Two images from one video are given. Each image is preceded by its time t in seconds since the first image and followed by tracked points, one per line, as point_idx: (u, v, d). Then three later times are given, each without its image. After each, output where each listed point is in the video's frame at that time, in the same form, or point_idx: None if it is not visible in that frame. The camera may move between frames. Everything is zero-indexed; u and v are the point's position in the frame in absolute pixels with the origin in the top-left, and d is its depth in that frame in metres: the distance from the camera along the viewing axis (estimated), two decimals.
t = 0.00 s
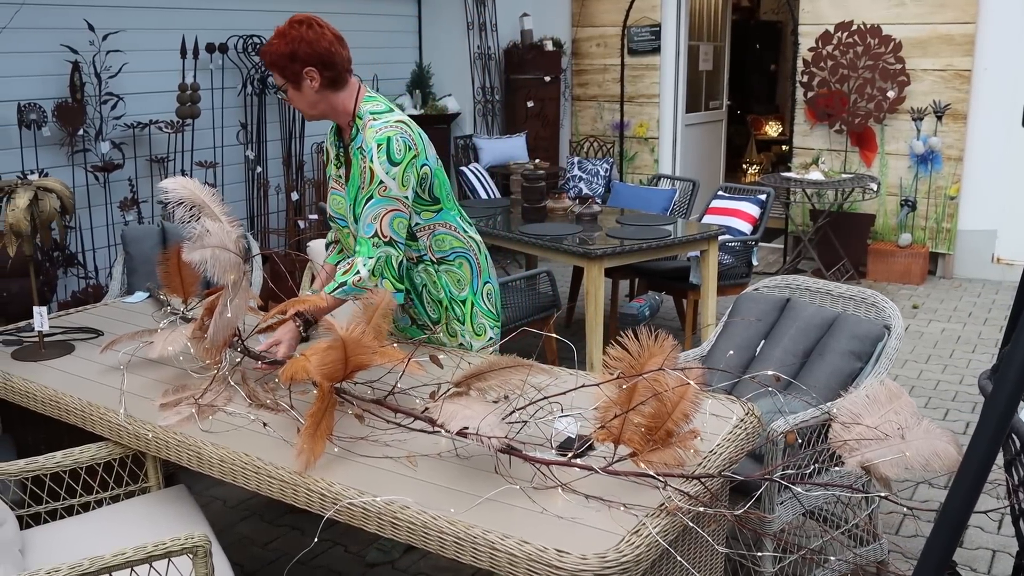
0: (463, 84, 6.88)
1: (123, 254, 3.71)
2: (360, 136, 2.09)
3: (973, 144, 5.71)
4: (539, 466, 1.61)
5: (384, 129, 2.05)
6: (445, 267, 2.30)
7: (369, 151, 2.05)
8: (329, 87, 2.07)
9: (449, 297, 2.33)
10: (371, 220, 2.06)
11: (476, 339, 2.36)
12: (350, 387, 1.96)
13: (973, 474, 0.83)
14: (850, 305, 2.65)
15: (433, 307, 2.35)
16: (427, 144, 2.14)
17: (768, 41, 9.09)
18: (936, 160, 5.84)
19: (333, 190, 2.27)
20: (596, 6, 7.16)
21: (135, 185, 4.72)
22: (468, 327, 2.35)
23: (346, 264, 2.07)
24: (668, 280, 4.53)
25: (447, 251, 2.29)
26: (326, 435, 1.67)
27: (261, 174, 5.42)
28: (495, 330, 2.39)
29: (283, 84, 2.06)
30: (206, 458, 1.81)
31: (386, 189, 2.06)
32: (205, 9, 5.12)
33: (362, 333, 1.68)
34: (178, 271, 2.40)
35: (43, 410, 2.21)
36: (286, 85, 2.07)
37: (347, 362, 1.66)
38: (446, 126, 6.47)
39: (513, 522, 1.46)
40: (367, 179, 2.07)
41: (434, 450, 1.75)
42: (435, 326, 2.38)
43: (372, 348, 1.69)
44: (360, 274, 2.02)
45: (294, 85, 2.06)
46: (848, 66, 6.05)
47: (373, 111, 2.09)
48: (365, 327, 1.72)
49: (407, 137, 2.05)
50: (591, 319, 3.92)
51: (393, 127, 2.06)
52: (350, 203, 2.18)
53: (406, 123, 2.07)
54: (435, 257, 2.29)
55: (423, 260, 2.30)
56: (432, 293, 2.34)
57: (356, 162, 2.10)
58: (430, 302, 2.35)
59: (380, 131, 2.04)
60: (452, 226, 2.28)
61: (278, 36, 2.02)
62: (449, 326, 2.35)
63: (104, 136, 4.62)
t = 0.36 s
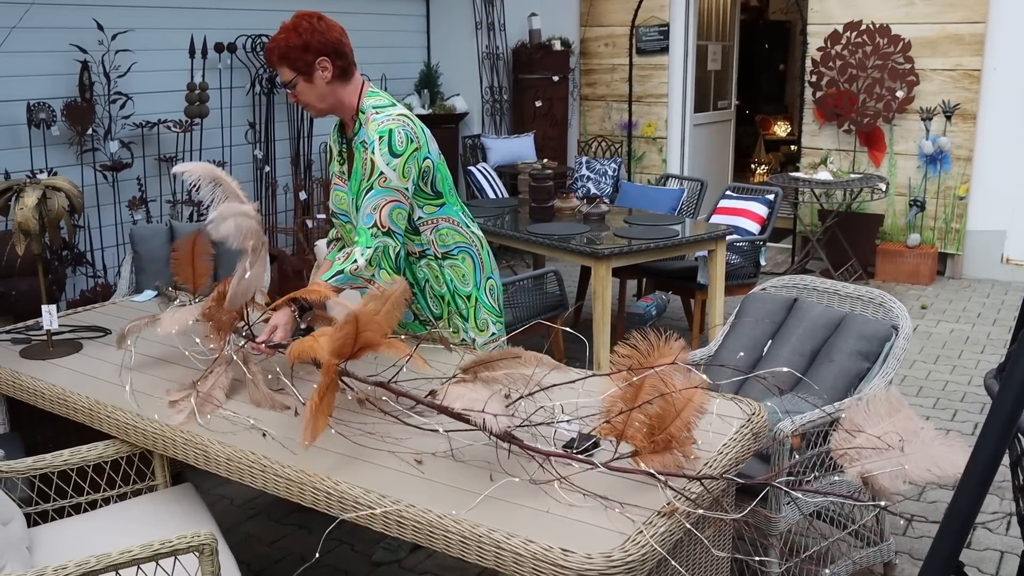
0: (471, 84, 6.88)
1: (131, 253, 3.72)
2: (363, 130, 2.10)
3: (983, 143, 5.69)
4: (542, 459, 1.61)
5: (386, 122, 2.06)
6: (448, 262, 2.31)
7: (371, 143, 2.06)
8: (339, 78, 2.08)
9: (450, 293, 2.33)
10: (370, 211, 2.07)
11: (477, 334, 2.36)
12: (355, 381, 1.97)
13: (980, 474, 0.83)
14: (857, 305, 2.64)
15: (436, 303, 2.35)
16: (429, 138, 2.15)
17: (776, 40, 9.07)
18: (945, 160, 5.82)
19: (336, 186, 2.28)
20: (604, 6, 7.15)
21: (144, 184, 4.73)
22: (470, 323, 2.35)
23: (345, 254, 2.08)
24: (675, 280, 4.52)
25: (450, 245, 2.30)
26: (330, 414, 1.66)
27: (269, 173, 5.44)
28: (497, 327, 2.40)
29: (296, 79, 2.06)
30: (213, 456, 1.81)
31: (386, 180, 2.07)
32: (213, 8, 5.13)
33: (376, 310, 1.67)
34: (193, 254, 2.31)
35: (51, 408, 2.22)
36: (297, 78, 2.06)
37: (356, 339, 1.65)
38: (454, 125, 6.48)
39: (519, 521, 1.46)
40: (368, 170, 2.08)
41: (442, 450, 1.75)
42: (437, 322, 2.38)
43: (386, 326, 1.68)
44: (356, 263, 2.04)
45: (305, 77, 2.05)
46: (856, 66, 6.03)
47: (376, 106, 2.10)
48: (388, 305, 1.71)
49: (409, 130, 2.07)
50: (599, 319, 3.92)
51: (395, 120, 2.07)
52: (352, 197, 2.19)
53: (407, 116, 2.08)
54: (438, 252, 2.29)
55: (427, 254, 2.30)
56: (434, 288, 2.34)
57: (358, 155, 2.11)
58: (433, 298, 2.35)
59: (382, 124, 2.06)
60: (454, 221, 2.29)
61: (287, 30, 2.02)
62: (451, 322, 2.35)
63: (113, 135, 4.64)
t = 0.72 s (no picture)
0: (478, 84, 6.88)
1: (137, 254, 3.73)
2: (383, 120, 2.10)
3: (990, 143, 5.66)
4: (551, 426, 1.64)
5: (410, 111, 2.07)
6: (458, 257, 2.31)
7: (395, 132, 2.06)
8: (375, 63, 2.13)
9: (458, 288, 2.32)
10: (395, 197, 2.08)
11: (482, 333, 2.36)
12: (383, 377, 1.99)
13: (985, 476, 0.82)
14: (864, 306, 2.63)
15: (443, 298, 2.30)
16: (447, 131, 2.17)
17: (783, 40, 9.04)
18: (952, 160, 5.80)
19: (347, 179, 2.27)
20: (610, 6, 7.14)
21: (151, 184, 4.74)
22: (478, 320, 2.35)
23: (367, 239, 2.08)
24: (681, 281, 4.52)
25: (461, 240, 2.31)
26: (338, 343, 1.77)
27: (275, 174, 5.46)
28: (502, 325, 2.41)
29: (350, 58, 2.03)
30: (218, 457, 1.81)
31: (410, 168, 2.08)
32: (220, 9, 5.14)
33: (423, 270, 1.80)
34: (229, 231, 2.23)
35: (57, 408, 2.23)
36: (352, 58, 2.03)
37: (391, 283, 1.78)
38: (460, 126, 6.48)
39: (524, 523, 1.46)
40: (392, 158, 2.09)
41: (447, 450, 1.75)
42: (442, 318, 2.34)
43: (426, 287, 1.79)
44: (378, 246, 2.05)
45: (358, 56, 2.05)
46: (863, 66, 6.02)
47: (396, 97, 2.11)
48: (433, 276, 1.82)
49: (432, 119, 2.09)
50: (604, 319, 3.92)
51: (418, 109, 2.08)
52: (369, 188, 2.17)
53: (430, 107, 2.11)
54: (451, 247, 2.30)
55: (438, 248, 2.29)
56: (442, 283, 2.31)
57: (378, 145, 2.11)
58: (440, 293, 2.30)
59: (406, 112, 2.07)
60: (464, 216, 2.30)
61: (332, 13, 2.00)
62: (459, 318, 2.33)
63: (120, 136, 4.66)
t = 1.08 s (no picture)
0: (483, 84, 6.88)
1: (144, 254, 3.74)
2: (410, 113, 2.17)
3: (996, 143, 5.66)
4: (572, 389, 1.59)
5: (439, 105, 2.15)
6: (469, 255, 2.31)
7: (426, 122, 2.13)
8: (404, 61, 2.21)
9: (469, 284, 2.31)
10: (418, 184, 2.09)
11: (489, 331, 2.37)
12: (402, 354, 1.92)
13: (990, 477, 0.83)
14: (869, 308, 2.63)
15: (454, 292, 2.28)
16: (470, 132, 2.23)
17: (789, 41, 9.03)
18: (958, 161, 5.79)
19: (362, 172, 2.26)
20: (616, 6, 7.14)
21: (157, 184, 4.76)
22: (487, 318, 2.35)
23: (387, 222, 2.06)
24: (687, 282, 4.52)
25: (474, 239, 2.31)
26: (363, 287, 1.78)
27: (282, 174, 5.48)
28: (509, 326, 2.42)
29: (395, 46, 2.11)
30: (225, 457, 1.82)
31: (435, 158, 2.10)
32: (226, 10, 5.15)
33: (456, 229, 1.82)
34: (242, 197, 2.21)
35: (65, 408, 2.24)
36: (396, 46, 2.12)
37: (423, 235, 1.80)
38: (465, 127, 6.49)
39: (531, 524, 1.46)
40: (418, 148, 2.12)
41: (454, 451, 1.76)
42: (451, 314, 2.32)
43: (458, 244, 1.81)
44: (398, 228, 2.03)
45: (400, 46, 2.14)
46: (869, 67, 6.01)
47: (423, 92, 2.20)
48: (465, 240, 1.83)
49: (460, 115, 2.17)
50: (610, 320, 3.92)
51: (446, 104, 2.16)
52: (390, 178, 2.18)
53: (456, 104, 2.19)
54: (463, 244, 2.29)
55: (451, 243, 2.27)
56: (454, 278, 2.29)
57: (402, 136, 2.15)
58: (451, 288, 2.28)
59: (437, 105, 2.15)
60: (475, 215, 2.30)
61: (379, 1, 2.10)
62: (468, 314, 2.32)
63: (127, 137, 4.67)
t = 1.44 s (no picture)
0: (486, 84, 6.88)
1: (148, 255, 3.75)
2: (422, 107, 2.20)
3: (999, 144, 5.65)
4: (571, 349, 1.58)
5: (452, 100, 2.17)
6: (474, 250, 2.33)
7: (437, 115, 2.15)
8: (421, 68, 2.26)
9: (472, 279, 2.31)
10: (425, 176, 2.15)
11: (489, 326, 2.37)
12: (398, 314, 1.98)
13: (990, 478, 0.83)
14: (871, 309, 2.62)
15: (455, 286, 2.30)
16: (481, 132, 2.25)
17: (791, 41, 9.02)
18: (960, 161, 5.79)
19: (370, 167, 2.32)
20: (618, 6, 7.14)
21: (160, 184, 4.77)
22: (490, 314, 2.36)
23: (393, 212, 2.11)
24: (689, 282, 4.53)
25: (478, 236, 2.33)
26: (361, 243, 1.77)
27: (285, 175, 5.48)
28: (512, 323, 2.43)
29: (409, 39, 2.18)
30: (229, 458, 1.82)
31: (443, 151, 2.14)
32: (229, 10, 5.16)
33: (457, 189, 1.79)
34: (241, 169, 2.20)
35: (69, 408, 2.24)
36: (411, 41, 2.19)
37: (424, 192, 1.77)
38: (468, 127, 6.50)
39: (533, 524, 1.47)
40: (428, 140, 2.16)
41: (455, 452, 1.76)
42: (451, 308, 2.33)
43: (458, 203, 1.78)
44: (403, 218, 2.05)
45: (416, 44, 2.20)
46: (872, 67, 6.01)
47: (436, 89, 2.22)
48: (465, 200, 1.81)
49: (471, 111, 2.18)
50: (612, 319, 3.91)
51: (459, 100, 2.18)
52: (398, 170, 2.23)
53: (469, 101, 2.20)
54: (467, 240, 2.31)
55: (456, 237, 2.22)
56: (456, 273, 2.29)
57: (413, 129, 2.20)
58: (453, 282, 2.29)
59: (450, 100, 2.16)
60: (481, 213, 2.32)
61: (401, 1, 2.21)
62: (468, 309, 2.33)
63: (130, 137, 4.68)
